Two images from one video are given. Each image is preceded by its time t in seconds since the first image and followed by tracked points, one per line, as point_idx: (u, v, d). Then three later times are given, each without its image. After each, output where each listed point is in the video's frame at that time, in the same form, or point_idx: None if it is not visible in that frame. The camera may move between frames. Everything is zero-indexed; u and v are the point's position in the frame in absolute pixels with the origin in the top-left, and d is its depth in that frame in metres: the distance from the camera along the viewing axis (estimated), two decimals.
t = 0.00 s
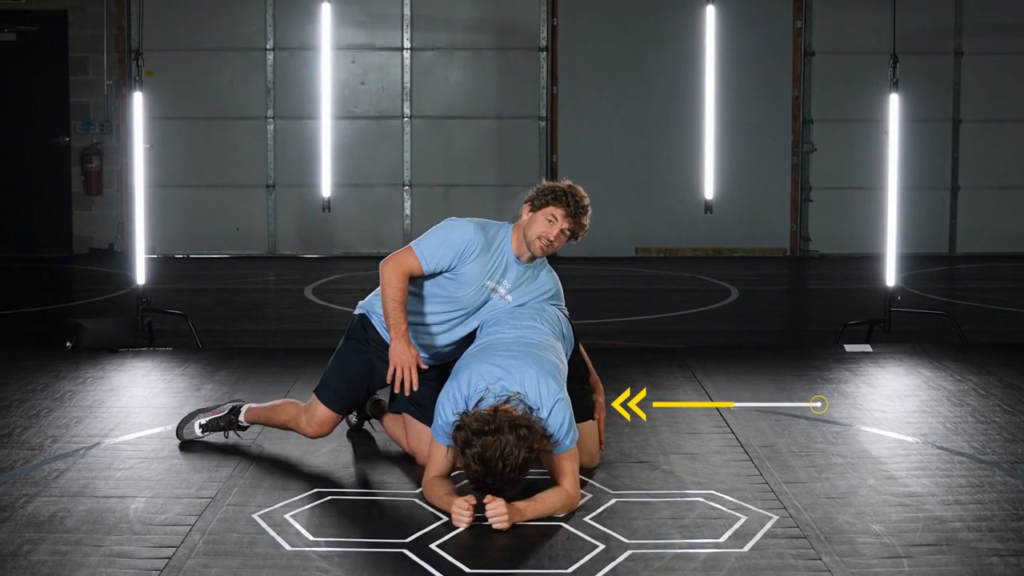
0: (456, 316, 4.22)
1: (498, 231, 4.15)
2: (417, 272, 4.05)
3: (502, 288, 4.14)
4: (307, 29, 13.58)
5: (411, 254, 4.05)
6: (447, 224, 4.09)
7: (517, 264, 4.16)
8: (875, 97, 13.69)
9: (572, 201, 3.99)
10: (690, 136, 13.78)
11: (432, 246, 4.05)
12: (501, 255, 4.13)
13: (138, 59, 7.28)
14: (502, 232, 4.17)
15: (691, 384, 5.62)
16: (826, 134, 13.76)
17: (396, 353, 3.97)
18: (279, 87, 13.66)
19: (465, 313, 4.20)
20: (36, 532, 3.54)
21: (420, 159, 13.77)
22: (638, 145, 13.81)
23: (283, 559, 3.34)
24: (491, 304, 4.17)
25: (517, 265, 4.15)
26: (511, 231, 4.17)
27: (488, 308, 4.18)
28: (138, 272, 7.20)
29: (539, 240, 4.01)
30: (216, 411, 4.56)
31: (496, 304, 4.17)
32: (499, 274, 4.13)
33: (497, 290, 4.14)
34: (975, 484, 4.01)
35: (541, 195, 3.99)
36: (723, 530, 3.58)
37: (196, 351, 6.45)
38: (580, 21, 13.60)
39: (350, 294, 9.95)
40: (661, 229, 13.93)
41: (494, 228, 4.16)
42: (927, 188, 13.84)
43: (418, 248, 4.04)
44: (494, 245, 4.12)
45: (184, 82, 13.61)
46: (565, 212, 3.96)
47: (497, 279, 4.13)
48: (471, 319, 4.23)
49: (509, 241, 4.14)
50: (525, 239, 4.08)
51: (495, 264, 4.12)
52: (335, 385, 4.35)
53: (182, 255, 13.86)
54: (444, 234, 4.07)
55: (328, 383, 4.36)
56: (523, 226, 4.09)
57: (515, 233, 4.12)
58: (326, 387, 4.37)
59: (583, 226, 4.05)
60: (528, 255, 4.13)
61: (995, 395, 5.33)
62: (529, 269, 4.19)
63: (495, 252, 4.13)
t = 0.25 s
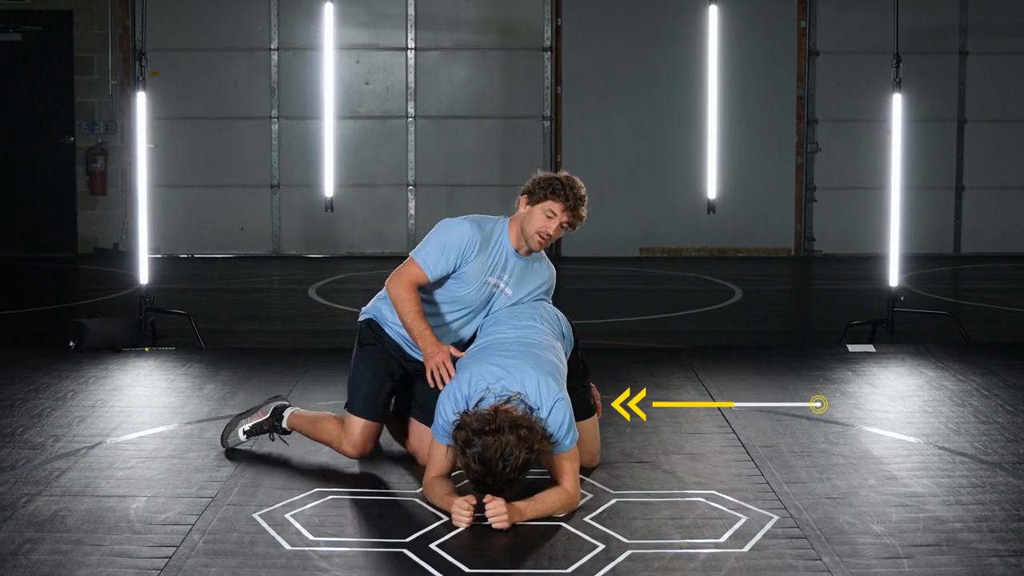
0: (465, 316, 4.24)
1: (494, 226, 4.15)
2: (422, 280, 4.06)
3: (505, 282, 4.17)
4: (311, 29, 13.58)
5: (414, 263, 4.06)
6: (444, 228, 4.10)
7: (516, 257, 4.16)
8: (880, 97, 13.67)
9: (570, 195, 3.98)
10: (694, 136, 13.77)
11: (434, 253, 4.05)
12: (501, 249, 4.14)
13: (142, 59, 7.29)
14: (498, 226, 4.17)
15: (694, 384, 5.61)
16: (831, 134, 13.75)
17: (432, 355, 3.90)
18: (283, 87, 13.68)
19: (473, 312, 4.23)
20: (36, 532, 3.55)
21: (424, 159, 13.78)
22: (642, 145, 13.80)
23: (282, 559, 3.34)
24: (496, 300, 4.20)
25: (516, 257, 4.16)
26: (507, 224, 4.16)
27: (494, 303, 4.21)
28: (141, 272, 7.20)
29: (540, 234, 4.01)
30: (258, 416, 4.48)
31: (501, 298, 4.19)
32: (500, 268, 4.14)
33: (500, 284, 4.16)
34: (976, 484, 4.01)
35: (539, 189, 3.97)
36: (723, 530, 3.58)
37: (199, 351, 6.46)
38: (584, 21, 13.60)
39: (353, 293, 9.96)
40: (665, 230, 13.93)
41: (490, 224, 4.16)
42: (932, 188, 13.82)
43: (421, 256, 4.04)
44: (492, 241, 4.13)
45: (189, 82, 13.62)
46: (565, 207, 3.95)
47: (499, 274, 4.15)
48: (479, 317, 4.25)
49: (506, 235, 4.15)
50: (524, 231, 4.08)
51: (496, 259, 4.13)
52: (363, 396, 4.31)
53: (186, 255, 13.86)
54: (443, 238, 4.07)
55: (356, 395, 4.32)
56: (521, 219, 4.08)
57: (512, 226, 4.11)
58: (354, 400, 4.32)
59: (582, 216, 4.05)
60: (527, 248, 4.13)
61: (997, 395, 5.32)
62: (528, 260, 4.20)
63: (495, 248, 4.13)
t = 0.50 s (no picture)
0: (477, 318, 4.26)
1: (498, 227, 4.13)
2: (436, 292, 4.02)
3: (513, 280, 4.20)
4: (316, 29, 13.58)
5: (423, 274, 4.01)
6: (449, 236, 4.04)
7: (523, 254, 4.19)
8: (884, 96, 13.65)
9: (575, 190, 3.96)
10: (698, 136, 13.76)
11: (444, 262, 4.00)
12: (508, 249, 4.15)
13: (145, 59, 7.30)
14: (501, 226, 4.15)
15: (695, 384, 5.60)
16: (835, 134, 13.73)
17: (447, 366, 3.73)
18: (288, 87, 13.69)
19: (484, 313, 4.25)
20: (37, 531, 3.55)
21: (429, 159, 13.78)
22: (646, 145, 13.80)
23: (282, 559, 3.35)
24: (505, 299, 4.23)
25: (522, 254, 4.18)
26: (511, 222, 4.16)
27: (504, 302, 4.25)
28: (144, 272, 7.21)
29: (547, 232, 4.02)
30: (297, 420, 4.30)
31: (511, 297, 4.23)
32: (508, 268, 4.16)
33: (508, 282, 4.19)
34: (977, 485, 4.00)
35: (542, 188, 3.94)
36: (723, 530, 3.58)
37: (201, 351, 6.46)
38: (589, 21, 13.59)
39: (358, 294, 9.96)
40: (669, 230, 13.92)
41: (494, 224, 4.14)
42: (936, 189, 13.80)
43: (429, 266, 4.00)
44: (499, 241, 4.12)
45: (193, 83, 13.64)
46: (570, 204, 3.95)
47: (508, 273, 4.17)
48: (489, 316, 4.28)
49: (511, 233, 4.14)
50: (528, 227, 4.08)
51: (504, 259, 4.14)
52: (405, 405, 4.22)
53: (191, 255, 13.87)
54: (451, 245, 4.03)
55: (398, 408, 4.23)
56: (526, 215, 4.08)
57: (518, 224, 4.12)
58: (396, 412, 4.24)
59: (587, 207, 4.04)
60: (532, 245, 4.15)
61: (999, 395, 5.31)
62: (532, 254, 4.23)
63: (501, 249, 4.13)
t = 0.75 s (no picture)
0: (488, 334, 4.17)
1: (520, 250, 3.99)
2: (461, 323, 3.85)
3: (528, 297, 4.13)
4: (320, 28, 13.59)
5: (440, 292, 3.84)
6: (478, 267, 3.86)
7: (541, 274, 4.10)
8: (889, 96, 13.64)
9: (600, 222, 3.94)
10: (702, 136, 13.76)
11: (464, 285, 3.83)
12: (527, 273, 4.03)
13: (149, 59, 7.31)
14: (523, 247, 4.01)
15: (697, 384, 5.59)
16: (840, 134, 13.72)
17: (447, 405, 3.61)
18: (292, 87, 13.70)
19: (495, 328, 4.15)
20: (38, 531, 3.56)
21: (433, 159, 13.79)
22: (650, 145, 13.79)
23: (282, 559, 3.35)
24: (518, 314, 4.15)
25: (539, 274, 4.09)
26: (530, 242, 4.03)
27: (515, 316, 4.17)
28: (147, 272, 7.22)
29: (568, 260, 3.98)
30: (319, 435, 4.19)
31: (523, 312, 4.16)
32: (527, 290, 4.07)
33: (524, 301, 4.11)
34: (978, 485, 4.00)
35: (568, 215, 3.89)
36: (723, 530, 3.58)
37: (204, 351, 6.47)
38: (593, 21, 13.59)
39: (361, 294, 9.97)
40: (674, 230, 13.91)
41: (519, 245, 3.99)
42: (941, 189, 13.77)
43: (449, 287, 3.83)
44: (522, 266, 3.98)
45: (197, 82, 13.65)
46: (595, 235, 3.92)
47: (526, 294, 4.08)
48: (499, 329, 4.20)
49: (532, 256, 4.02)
50: (546, 253, 4.02)
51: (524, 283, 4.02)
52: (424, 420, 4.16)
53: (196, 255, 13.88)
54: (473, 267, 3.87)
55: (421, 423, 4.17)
56: (546, 242, 4.00)
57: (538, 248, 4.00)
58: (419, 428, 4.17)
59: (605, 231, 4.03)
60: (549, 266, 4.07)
61: (1002, 396, 5.31)
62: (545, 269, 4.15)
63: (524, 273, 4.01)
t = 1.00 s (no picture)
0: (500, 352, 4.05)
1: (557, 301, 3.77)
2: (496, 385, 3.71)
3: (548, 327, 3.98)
4: (324, 28, 13.60)
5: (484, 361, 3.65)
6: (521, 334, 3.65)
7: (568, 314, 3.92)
8: (893, 96, 13.62)
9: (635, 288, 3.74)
10: (706, 136, 13.75)
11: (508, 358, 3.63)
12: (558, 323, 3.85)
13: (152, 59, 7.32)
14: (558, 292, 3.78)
15: (699, 385, 5.59)
16: (844, 134, 13.70)
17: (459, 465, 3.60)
18: (296, 87, 13.71)
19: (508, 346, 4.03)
20: (38, 530, 3.57)
21: (437, 159, 13.79)
22: (654, 145, 13.79)
23: (282, 558, 3.36)
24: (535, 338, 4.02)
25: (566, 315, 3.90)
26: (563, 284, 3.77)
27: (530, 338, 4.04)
28: (150, 272, 7.22)
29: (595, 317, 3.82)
30: (310, 434, 4.19)
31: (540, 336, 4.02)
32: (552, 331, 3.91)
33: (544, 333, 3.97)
34: (980, 485, 3.99)
35: (611, 282, 3.65)
36: (723, 531, 3.59)
37: (207, 351, 6.48)
38: (597, 21, 13.59)
39: (364, 294, 9.98)
40: (678, 230, 13.90)
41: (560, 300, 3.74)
42: (946, 189, 13.75)
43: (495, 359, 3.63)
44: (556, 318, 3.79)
45: (202, 82, 13.66)
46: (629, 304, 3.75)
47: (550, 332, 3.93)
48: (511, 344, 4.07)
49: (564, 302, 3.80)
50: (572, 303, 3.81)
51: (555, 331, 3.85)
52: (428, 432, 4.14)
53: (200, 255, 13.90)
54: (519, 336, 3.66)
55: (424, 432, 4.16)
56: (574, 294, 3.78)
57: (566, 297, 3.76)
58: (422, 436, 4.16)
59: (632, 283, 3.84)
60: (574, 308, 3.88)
61: (1004, 396, 5.30)
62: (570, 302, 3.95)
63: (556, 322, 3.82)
